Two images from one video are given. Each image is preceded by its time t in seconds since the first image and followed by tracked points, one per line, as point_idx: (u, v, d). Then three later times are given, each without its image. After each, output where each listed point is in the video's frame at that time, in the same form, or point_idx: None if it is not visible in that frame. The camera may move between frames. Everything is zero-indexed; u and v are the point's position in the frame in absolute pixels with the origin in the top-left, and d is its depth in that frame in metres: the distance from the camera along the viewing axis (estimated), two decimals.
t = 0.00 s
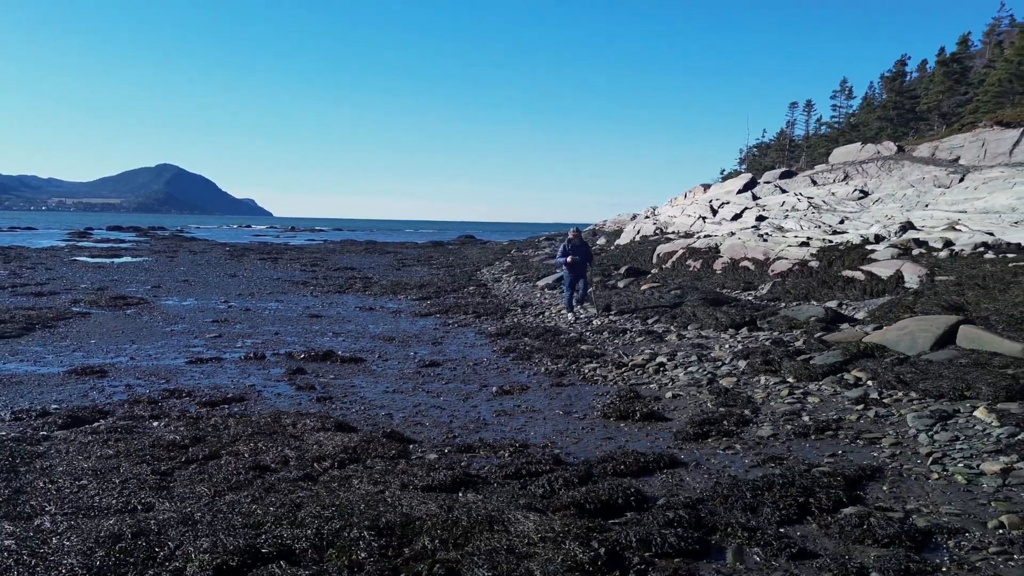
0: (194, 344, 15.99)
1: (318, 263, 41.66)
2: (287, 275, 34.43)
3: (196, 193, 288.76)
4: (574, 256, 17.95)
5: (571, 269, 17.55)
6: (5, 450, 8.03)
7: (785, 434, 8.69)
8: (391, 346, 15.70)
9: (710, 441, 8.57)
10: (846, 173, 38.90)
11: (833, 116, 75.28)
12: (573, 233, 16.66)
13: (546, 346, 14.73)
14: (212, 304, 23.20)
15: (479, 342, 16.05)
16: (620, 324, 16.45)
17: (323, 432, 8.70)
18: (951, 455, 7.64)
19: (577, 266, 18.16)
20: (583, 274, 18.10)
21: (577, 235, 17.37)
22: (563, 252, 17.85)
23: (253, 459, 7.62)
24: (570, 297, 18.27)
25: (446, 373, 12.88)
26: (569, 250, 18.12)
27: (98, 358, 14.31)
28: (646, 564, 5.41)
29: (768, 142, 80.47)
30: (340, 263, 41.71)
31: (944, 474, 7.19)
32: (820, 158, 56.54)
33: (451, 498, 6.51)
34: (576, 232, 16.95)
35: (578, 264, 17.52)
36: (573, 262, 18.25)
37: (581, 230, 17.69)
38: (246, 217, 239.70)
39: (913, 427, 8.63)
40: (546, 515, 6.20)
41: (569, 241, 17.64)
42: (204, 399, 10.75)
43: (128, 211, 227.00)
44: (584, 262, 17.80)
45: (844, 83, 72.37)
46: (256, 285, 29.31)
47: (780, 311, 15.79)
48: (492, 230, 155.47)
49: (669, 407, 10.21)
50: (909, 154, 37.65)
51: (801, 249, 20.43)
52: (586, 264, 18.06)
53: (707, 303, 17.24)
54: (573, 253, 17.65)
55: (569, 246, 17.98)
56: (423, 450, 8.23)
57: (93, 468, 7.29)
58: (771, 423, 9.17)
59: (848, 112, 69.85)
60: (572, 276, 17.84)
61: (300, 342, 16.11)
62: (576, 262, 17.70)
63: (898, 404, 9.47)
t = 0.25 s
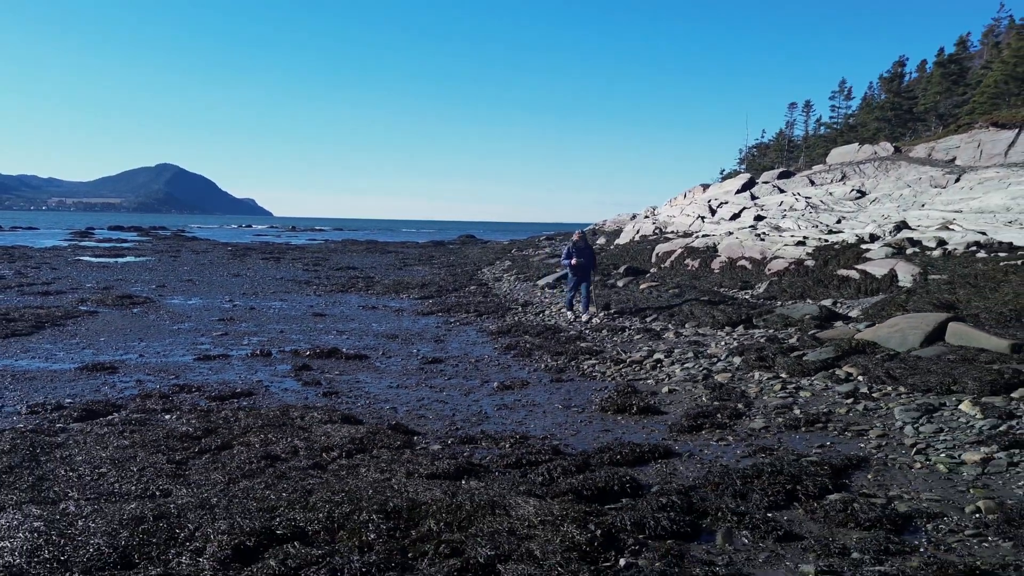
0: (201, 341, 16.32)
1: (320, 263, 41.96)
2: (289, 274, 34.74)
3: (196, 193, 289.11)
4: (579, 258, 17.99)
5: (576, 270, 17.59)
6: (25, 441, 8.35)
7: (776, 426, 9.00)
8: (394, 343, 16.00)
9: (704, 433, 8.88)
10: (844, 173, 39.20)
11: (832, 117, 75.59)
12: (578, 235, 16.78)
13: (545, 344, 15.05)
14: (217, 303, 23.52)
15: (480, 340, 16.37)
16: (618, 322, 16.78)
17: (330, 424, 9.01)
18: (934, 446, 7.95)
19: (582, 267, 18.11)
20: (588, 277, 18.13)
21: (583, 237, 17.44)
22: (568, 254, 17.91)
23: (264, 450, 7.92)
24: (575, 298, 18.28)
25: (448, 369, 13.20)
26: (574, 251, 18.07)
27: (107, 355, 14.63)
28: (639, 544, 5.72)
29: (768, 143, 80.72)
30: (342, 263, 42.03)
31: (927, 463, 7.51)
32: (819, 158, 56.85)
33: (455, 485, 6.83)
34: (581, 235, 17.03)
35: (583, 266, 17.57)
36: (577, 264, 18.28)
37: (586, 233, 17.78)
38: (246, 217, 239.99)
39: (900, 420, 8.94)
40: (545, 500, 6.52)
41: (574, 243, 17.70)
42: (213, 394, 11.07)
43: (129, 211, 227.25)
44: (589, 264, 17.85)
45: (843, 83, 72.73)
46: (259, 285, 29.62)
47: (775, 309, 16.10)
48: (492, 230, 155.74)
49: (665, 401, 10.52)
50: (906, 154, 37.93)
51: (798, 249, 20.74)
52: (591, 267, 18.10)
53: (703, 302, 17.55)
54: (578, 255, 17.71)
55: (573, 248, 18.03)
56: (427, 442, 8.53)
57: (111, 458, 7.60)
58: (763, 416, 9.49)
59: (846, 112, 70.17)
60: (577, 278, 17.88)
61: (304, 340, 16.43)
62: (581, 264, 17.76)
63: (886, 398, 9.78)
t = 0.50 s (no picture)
0: (208, 338, 16.67)
1: (321, 262, 42.29)
2: (292, 273, 35.08)
3: (197, 193, 289.38)
4: (580, 258, 18.17)
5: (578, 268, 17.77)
6: (46, 431, 8.71)
7: (767, 418, 9.35)
8: (397, 340, 16.34)
9: (698, 424, 9.24)
10: (841, 173, 39.54)
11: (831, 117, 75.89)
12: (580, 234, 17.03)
13: (546, 340, 15.40)
14: (222, 301, 23.86)
15: (482, 336, 16.72)
16: (617, 320, 17.12)
17: (339, 416, 9.36)
18: (918, 435, 8.30)
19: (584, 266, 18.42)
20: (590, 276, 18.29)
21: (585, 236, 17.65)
22: (569, 254, 18.10)
23: (276, 439, 8.28)
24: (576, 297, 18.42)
25: (451, 365, 13.54)
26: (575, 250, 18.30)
27: (118, 351, 14.98)
28: (633, 524, 6.08)
29: (767, 143, 80.91)
30: (344, 262, 42.38)
31: (909, 452, 7.86)
32: (818, 159, 57.18)
33: (459, 471, 7.19)
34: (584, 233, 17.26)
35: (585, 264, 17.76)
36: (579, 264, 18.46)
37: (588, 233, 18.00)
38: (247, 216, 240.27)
39: (887, 412, 9.29)
40: (545, 485, 6.88)
41: (576, 242, 17.92)
42: (224, 388, 11.42)
43: (130, 210, 227.53)
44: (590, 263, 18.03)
45: (841, 84, 73.06)
46: (263, 283, 29.97)
47: (771, 307, 16.44)
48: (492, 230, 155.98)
49: (661, 395, 10.87)
50: (903, 155, 38.27)
51: (794, 248, 21.08)
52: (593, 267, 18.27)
53: (700, 300, 17.90)
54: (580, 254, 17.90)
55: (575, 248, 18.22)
56: (432, 432, 8.89)
57: (130, 446, 7.96)
58: (755, 408, 9.84)
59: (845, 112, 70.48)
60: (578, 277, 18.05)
61: (309, 337, 16.78)
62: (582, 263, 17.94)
63: (874, 391, 10.14)
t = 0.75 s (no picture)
0: (214, 336, 16.97)
1: (323, 262, 42.56)
2: (294, 273, 35.36)
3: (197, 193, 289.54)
4: (578, 257, 18.39)
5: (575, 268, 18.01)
6: (63, 423, 9.02)
7: (760, 411, 9.66)
8: (399, 338, 16.64)
9: (693, 417, 9.54)
10: (839, 173, 39.84)
11: (830, 117, 76.18)
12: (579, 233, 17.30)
13: (545, 338, 15.70)
14: (225, 300, 24.13)
15: (483, 334, 17.02)
16: (616, 318, 17.42)
17: (345, 410, 9.67)
18: (905, 427, 8.61)
19: (582, 267, 18.66)
20: (587, 276, 18.52)
21: (584, 236, 17.90)
22: (568, 253, 18.32)
23: (286, 431, 8.58)
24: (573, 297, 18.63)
25: (453, 361, 13.84)
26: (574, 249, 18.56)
27: (126, 348, 15.29)
28: (629, 509, 6.38)
29: (766, 143, 81.40)
30: (345, 262, 42.67)
31: (895, 442, 8.17)
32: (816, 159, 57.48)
33: (462, 460, 7.50)
34: (583, 232, 17.53)
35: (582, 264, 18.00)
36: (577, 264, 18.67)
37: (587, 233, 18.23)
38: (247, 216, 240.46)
39: (876, 405, 9.59)
40: (545, 473, 7.19)
41: (575, 242, 18.14)
42: (232, 383, 11.73)
43: (130, 210, 227.72)
44: (588, 263, 18.27)
45: (840, 84, 73.35)
46: (265, 282, 30.26)
47: (766, 305, 16.75)
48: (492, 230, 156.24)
49: (658, 389, 11.17)
50: (900, 155, 38.55)
51: (790, 247, 21.39)
52: (590, 267, 18.49)
53: (698, 298, 18.20)
54: (577, 254, 18.13)
55: (574, 248, 18.45)
56: (435, 425, 9.19)
57: (145, 437, 8.27)
58: (748, 402, 10.14)
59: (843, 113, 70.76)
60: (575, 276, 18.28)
61: (313, 334, 17.08)
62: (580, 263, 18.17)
63: (864, 385, 10.44)
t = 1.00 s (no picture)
0: (221, 333, 17.31)
1: (325, 262, 42.89)
2: (296, 272, 35.70)
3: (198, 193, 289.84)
4: (575, 259, 18.64)
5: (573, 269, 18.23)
6: (80, 416, 9.36)
7: (753, 405, 10.00)
8: (402, 335, 16.98)
9: (687, 410, 9.88)
10: (836, 173, 40.16)
11: (828, 118, 76.50)
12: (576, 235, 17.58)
13: (546, 335, 16.04)
14: (229, 299, 24.47)
15: (484, 332, 17.35)
16: (614, 316, 17.75)
17: (351, 403, 10.01)
18: (891, 420, 8.94)
19: (578, 268, 18.95)
20: (584, 277, 18.76)
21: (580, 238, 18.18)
22: (564, 255, 18.57)
23: (295, 422, 8.92)
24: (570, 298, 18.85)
25: (455, 358, 14.18)
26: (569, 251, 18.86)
27: (135, 345, 15.62)
28: (624, 494, 6.71)
29: (765, 143, 81.72)
30: (347, 262, 42.98)
31: (881, 433, 8.50)
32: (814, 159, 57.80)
33: (465, 450, 7.84)
34: (579, 234, 17.80)
35: (579, 264, 18.25)
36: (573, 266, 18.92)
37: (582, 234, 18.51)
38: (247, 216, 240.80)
39: (864, 399, 9.93)
40: (544, 461, 7.53)
41: (571, 243, 18.41)
42: (240, 379, 12.06)
43: (130, 210, 227.99)
44: (584, 264, 18.52)
45: (839, 85, 73.68)
46: (269, 282, 30.59)
47: (762, 303, 17.08)
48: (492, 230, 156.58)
49: (654, 384, 11.52)
50: (897, 156, 38.87)
51: (786, 247, 21.72)
52: (587, 268, 18.75)
53: (695, 296, 18.53)
54: (574, 255, 18.38)
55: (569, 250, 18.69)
56: (439, 417, 9.53)
57: (161, 429, 8.60)
58: (742, 396, 10.47)
59: (842, 113, 71.05)
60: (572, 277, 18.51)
61: (318, 332, 17.42)
62: (576, 264, 18.43)
63: (854, 380, 10.78)
